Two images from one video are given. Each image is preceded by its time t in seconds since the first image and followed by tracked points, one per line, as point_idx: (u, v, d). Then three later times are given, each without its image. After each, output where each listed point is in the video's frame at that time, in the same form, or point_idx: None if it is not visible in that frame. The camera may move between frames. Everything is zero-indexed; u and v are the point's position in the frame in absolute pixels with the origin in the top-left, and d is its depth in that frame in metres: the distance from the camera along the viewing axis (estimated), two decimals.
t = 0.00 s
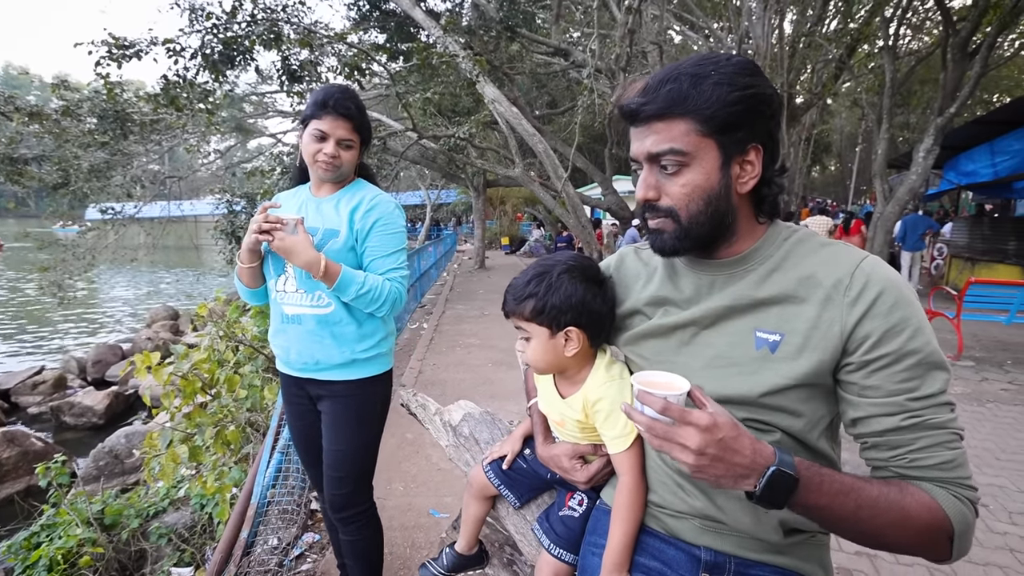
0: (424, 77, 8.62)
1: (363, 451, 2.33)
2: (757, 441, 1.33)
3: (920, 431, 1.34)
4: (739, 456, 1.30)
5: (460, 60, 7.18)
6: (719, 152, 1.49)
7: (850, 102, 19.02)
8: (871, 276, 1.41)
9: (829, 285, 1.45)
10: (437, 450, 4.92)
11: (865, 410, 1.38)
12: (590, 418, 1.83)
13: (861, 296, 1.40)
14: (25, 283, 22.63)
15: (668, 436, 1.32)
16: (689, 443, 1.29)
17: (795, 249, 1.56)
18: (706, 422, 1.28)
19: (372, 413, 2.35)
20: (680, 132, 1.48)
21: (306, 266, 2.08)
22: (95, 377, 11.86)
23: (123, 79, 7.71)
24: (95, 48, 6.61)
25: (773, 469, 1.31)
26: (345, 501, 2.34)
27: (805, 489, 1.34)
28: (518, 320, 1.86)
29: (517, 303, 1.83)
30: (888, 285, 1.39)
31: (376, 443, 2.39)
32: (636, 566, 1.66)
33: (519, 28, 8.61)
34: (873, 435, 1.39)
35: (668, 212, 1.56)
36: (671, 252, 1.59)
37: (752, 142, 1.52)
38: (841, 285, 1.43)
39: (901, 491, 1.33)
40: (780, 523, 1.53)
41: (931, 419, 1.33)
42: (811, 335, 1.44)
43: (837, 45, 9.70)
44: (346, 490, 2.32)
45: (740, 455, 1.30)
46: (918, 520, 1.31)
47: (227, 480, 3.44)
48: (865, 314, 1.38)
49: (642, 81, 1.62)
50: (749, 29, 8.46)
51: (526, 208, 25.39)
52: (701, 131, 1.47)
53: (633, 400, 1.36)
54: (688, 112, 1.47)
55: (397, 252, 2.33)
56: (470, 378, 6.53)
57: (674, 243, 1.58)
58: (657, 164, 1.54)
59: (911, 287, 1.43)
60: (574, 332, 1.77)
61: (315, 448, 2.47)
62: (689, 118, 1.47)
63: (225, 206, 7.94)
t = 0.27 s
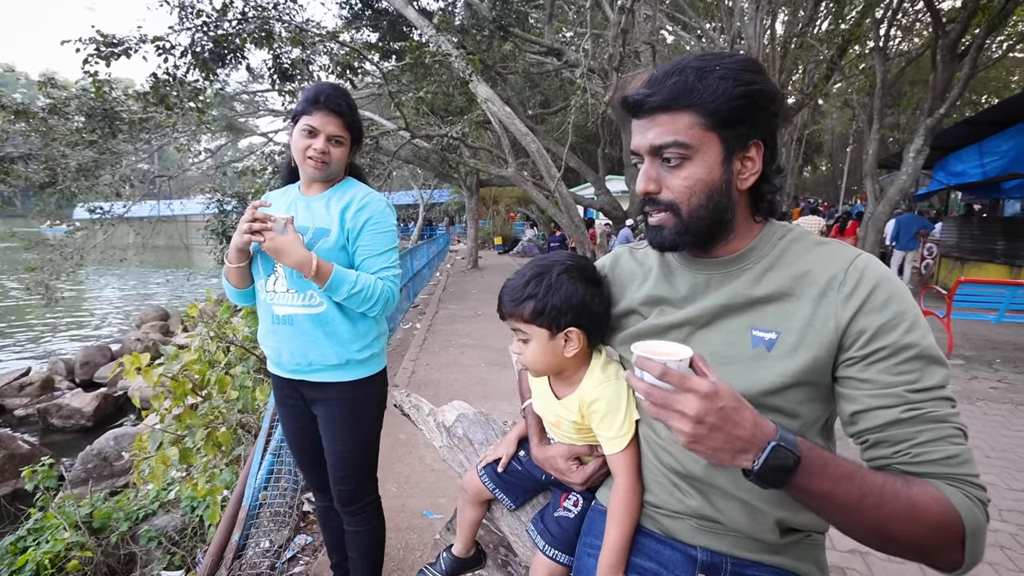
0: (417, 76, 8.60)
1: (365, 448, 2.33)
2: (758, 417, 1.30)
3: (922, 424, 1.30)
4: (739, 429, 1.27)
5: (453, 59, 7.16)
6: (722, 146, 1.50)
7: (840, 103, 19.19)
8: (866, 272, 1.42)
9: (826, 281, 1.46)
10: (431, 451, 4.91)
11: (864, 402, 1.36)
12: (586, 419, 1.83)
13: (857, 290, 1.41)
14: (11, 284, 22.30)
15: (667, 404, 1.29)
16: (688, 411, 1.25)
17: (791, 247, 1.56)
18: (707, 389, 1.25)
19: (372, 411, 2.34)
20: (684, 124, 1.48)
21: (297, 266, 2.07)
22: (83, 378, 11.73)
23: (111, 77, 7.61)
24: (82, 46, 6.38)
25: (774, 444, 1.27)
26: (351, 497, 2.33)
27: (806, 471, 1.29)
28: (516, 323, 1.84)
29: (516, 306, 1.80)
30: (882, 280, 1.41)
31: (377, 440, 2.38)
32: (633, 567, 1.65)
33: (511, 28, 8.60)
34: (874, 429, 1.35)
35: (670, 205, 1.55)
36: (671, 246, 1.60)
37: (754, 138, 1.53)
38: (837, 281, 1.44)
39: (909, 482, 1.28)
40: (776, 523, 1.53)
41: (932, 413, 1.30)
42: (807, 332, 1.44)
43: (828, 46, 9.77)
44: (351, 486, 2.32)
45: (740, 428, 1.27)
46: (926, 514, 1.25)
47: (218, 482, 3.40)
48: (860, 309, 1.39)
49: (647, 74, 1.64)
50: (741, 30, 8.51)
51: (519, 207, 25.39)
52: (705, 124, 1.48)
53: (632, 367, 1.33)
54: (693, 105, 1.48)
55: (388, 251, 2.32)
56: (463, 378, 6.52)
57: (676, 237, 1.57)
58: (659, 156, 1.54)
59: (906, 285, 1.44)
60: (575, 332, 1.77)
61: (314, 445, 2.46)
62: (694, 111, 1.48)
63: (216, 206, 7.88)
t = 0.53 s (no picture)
0: (409, 76, 8.59)
1: (355, 450, 2.31)
2: (731, 420, 1.27)
3: (902, 423, 1.31)
4: (711, 432, 1.25)
5: (446, 59, 7.14)
6: (720, 150, 1.51)
7: (830, 104, 19.36)
8: (857, 271, 1.44)
9: (817, 280, 1.47)
10: (424, 451, 4.90)
11: (847, 400, 1.37)
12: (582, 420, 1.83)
13: (847, 290, 1.42)
14: None
15: (640, 406, 1.26)
16: (660, 414, 1.23)
17: (783, 247, 1.57)
18: (679, 393, 1.22)
19: (362, 412, 2.32)
20: (682, 129, 1.48)
21: (289, 267, 2.05)
22: (72, 380, 11.58)
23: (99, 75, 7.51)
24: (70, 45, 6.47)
25: (746, 448, 1.25)
26: (339, 500, 2.32)
27: (778, 473, 1.28)
28: (517, 324, 1.81)
29: (520, 307, 1.78)
30: (872, 279, 1.42)
31: (365, 442, 2.37)
32: (628, 568, 1.66)
33: (504, 28, 8.60)
34: (855, 427, 1.36)
35: (669, 211, 1.55)
36: (670, 250, 1.59)
37: (748, 141, 1.54)
38: (828, 280, 1.45)
39: (881, 484, 1.28)
40: (770, 523, 1.53)
41: (913, 412, 1.31)
42: (798, 331, 1.45)
43: (819, 46, 9.85)
44: (340, 489, 2.30)
45: (711, 432, 1.25)
46: (898, 517, 1.25)
47: (209, 484, 3.37)
48: (850, 307, 1.40)
49: (642, 74, 1.62)
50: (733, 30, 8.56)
51: (512, 207, 25.39)
52: (704, 129, 1.48)
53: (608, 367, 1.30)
54: (691, 109, 1.47)
55: (381, 250, 2.31)
56: (456, 379, 6.50)
57: (675, 242, 1.57)
58: (657, 162, 1.53)
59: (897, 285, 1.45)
60: (584, 329, 1.79)
61: (303, 447, 2.44)
62: (691, 115, 1.47)
63: (206, 205, 7.82)
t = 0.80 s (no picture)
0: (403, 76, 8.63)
1: (354, 451, 2.32)
2: (669, 440, 1.36)
3: (865, 425, 1.34)
4: (647, 452, 1.34)
5: (440, 60, 7.16)
6: (705, 164, 1.51)
7: (821, 105, 19.52)
8: (846, 273, 1.46)
9: (807, 282, 1.49)
10: (419, 452, 4.90)
11: (818, 398, 1.41)
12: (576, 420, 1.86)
13: (834, 291, 1.44)
14: None
15: (582, 427, 1.40)
16: (598, 437, 1.35)
17: (776, 249, 1.60)
18: (614, 417, 1.33)
19: (359, 413, 2.33)
20: (665, 150, 1.49)
21: (280, 267, 2.06)
22: (64, 382, 11.48)
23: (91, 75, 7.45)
24: (62, 45, 6.40)
25: (680, 466, 1.32)
26: (338, 500, 2.33)
27: (715, 487, 1.33)
28: (523, 320, 1.84)
29: (529, 303, 1.80)
30: (861, 280, 1.44)
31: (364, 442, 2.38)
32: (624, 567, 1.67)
33: (498, 28, 8.61)
34: (822, 424, 1.40)
35: (661, 228, 1.57)
36: (666, 264, 1.63)
37: (734, 150, 1.55)
38: (817, 281, 1.48)
39: (824, 491, 1.31)
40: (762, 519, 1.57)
41: (880, 416, 1.33)
42: (786, 332, 1.48)
43: (810, 48, 9.95)
44: (338, 489, 2.31)
45: (647, 452, 1.34)
46: (837, 522, 1.28)
47: (204, 486, 3.37)
48: (836, 309, 1.42)
49: (614, 99, 1.60)
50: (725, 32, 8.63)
51: (506, 208, 25.40)
52: (687, 148, 1.48)
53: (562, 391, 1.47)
54: (671, 131, 1.47)
55: (373, 249, 2.31)
56: (451, 379, 6.51)
57: (669, 256, 1.61)
58: (644, 184, 1.54)
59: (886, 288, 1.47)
60: (589, 330, 1.84)
61: (301, 447, 2.45)
62: (671, 137, 1.48)
63: (199, 206, 7.79)
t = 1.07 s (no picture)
0: (399, 78, 8.66)
1: (345, 456, 2.33)
2: (631, 455, 1.47)
3: (840, 427, 1.38)
4: (609, 468, 1.45)
5: (436, 61, 7.17)
6: (692, 183, 1.53)
7: (815, 105, 19.64)
8: (837, 276, 1.48)
9: (799, 284, 1.52)
10: (416, 452, 4.92)
11: (800, 399, 1.45)
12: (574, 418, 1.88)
13: (823, 294, 1.47)
14: None
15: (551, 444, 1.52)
16: (562, 454, 1.47)
17: (770, 251, 1.63)
18: (577, 435, 1.45)
19: (353, 415, 2.35)
20: (651, 171, 1.51)
21: (276, 267, 2.08)
22: (60, 384, 11.43)
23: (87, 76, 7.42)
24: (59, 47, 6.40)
25: (639, 480, 1.42)
26: (328, 506, 2.34)
27: (675, 497, 1.43)
28: (526, 322, 1.86)
29: (531, 305, 1.83)
30: (852, 282, 1.47)
31: (356, 447, 2.39)
32: (623, 565, 1.70)
33: (493, 29, 8.62)
34: (800, 424, 1.44)
35: (650, 245, 1.59)
36: (658, 276, 1.67)
37: (722, 165, 1.57)
38: (809, 284, 1.51)
39: (785, 497, 1.38)
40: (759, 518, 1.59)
41: (855, 419, 1.37)
42: (777, 334, 1.51)
43: (804, 49, 10.01)
44: (329, 495, 2.33)
45: (610, 467, 1.45)
46: (796, 525, 1.35)
47: (201, 486, 3.40)
48: (826, 311, 1.45)
49: (601, 118, 1.62)
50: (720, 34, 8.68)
51: (502, 208, 25.40)
52: (672, 169, 1.50)
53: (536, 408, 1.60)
54: (656, 153, 1.49)
55: (370, 249, 2.33)
56: (447, 380, 6.52)
57: (660, 268, 1.64)
58: (632, 203, 1.57)
59: (878, 291, 1.49)
60: (590, 329, 1.87)
61: (294, 453, 2.46)
62: (657, 159, 1.50)
63: (196, 207, 7.78)
